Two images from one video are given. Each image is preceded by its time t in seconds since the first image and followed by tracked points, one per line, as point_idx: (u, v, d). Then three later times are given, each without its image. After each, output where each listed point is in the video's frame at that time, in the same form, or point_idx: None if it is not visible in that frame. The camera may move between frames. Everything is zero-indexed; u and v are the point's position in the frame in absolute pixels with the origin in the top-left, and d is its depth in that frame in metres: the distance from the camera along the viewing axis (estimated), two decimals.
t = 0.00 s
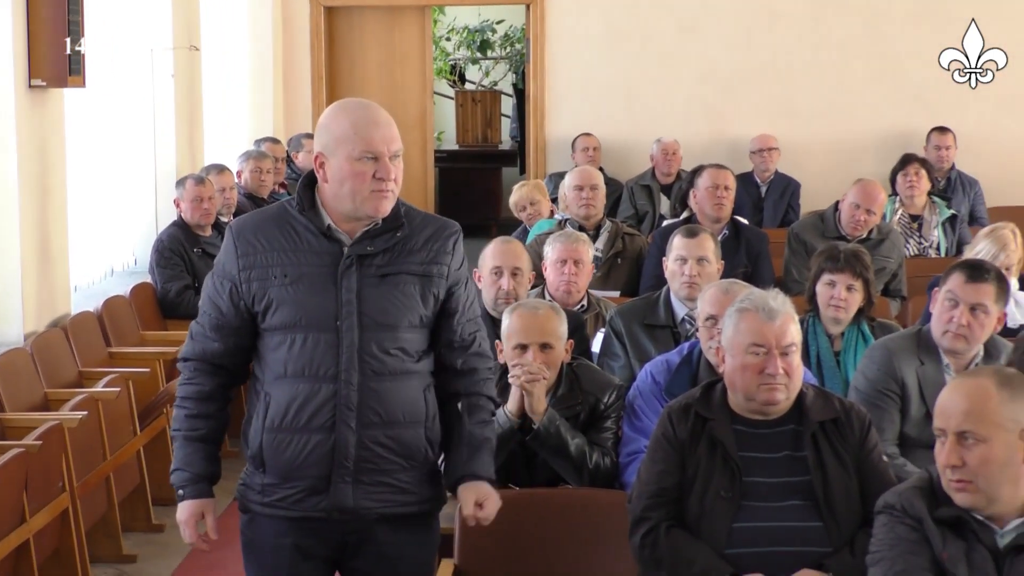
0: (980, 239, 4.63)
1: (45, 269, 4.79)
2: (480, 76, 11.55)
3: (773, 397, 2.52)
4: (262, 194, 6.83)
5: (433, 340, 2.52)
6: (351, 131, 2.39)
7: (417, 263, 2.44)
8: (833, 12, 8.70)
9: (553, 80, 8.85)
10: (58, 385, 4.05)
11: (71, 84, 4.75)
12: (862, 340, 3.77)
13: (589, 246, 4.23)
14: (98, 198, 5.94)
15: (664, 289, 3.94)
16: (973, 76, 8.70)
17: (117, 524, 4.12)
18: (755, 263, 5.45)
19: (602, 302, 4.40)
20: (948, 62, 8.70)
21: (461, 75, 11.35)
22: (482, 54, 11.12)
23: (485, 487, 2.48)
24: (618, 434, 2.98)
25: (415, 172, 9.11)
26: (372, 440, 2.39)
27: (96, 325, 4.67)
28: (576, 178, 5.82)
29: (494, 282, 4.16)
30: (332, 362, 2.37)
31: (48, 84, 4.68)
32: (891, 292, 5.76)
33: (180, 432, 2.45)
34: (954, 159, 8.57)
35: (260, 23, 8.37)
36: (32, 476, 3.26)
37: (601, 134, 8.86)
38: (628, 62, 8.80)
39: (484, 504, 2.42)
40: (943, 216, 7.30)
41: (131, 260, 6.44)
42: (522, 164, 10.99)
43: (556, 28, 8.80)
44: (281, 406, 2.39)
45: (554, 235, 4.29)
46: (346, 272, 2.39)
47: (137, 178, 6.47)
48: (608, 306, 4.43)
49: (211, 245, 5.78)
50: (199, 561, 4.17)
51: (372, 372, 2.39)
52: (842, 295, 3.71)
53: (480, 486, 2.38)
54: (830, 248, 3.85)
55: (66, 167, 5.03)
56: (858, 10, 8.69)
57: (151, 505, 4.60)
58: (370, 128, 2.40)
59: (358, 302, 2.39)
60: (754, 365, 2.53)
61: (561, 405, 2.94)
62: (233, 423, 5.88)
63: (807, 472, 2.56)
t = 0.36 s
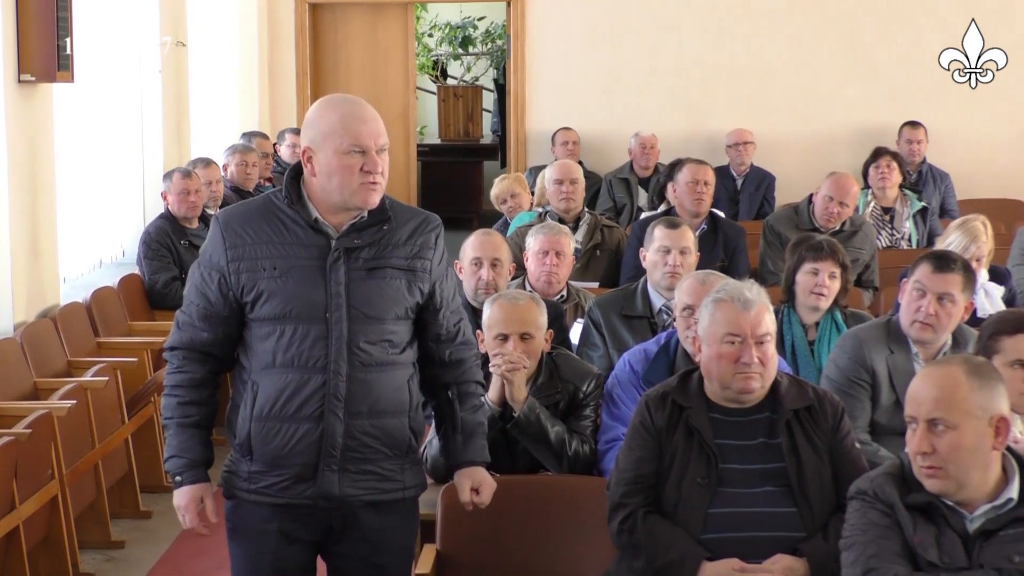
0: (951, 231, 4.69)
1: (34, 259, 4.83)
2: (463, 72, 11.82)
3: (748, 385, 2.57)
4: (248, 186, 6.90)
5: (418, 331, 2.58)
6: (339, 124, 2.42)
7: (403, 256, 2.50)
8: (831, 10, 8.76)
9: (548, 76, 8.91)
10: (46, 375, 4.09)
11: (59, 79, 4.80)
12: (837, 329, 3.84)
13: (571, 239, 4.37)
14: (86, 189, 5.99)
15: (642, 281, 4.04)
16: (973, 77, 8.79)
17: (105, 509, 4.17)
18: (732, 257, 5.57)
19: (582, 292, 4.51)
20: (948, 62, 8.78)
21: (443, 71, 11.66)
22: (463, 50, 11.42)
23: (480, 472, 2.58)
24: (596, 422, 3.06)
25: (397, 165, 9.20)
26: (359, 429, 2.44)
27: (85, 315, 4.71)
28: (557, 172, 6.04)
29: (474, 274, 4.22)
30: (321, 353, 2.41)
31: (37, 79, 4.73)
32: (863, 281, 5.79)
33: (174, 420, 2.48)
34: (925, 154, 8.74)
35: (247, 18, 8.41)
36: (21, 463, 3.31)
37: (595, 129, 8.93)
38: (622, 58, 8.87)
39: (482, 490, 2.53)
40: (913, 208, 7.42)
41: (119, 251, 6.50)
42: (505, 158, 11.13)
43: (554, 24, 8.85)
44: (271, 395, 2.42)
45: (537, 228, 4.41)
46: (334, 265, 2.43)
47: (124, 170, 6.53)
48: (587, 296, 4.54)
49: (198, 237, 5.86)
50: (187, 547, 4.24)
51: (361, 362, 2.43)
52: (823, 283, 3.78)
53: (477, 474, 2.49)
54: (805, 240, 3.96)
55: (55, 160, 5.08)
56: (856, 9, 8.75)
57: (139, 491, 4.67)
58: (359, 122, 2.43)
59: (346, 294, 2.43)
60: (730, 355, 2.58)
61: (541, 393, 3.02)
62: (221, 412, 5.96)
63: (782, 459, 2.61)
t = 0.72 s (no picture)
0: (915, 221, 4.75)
1: (18, 252, 4.86)
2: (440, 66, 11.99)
3: (720, 372, 2.63)
4: (229, 178, 6.98)
5: (394, 320, 2.64)
6: (316, 115, 2.47)
7: (379, 246, 2.55)
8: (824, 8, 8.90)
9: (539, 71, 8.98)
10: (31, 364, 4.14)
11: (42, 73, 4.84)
12: (806, 318, 3.97)
13: (547, 230, 4.44)
14: (70, 181, 6.02)
15: (616, 270, 4.13)
16: (973, 77, 8.98)
17: (89, 496, 4.22)
18: (703, 252, 5.79)
19: (557, 283, 4.61)
20: (948, 62, 8.96)
21: (421, 65, 11.68)
22: (440, 44, 11.69)
23: (446, 454, 2.62)
24: (572, 410, 3.16)
25: (376, 158, 9.25)
26: (338, 416, 2.49)
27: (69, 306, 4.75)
28: (532, 163, 6.16)
29: (452, 263, 4.28)
30: (302, 341, 2.46)
31: (21, 73, 4.77)
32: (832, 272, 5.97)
33: (157, 409, 2.52)
34: (892, 146, 8.85)
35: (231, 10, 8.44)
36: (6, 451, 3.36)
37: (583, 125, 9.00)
38: (614, 55, 8.95)
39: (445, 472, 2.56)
40: (880, 200, 7.54)
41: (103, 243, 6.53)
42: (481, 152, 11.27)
43: (546, 20, 8.93)
44: (252, 384, 2.46)
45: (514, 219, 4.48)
46: (313, 255, 2.48)
47: (106, 162, 6.57)
48: (562, 287, 4.64)
49: (180, 228, 5.94)
50: (171, 532, 4.30)
51: (340, 351, 2.48)
52: (792, 272, 3.91)
53: (439, 456, 2.54)
54: (776, 230, 4.07)
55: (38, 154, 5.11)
56: (848, 7, 8.90)
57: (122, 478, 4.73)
58: (335, 113, 2.49)
59: (325, 284, 2.48)
60: (702, 343, 2.63)
61: (517, 381, 3.11)
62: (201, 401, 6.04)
63: (752, 444, 2.67)
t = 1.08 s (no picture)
0: (904, 220, 4.80)
1: (21, 250, 4.91)
2: (435, 68, 12.10)
3: (710, 368, 2.68)
4: (229, 179, 7.03)
5: (391, 318, 2.69)
6: (314, 117, 2.53)
7: (376, 245, 2.60)
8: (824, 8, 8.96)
9: (538, 71, 9.05)
10: (34, 360, 4.19)
11: (45, 76, 4.90)
12: (794, 316, 4.05)
13: (541, 229, 4.50)
14: (73, 183, 6.07)
15: (608, 269, 4.20)
16: (973, 77, 9.03)
17: (91, 490, 4.28)
18: (693, 251, 5.91)
19: (550, 281, 4.68)
20: (948, 62, 9.01)
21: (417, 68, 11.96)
22: (436, 47, 11.79)
23: (448, 454, 2.68)
24: (565, 405, 3.23)
25: (372, 159, 9.30)
26: (336, 411, 2.55)
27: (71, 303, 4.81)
28: (526, 163, 6.19)
29: (447, 261, 4.33)
30: (300, 338, 2.51)
31: (24, 75, 4.83)
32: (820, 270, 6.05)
33: (158, 404, 2.57)
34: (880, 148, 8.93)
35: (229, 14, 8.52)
36: (12, 444, 3.42)
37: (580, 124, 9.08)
38: (613, 55, 9.01)
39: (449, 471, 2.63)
40: (868, 200, 7.60)
41: (105, 242, 6.58)
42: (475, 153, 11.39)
43: (546, 20, 8.99)
44: (252, 380, 2.52)
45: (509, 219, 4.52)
46: (311, 254, 2.53)
47: (110, 164, 6.63)
48: (556, 285, 4.71)
49: (181, 228, 5.99)
50: (171, 526, 4.35)
51: (338, 348, 2.54)
52: (778, 271, 3.98)
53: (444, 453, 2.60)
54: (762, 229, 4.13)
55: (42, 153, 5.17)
56: (848, 7, 8.96)
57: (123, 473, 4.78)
58: (333, 115, 2.54)
59: (323, 282, 2.53)
60: (692, 340, 2.69)
61: (511, 377, 3.17)
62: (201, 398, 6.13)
63: (742, 438, 2.73)
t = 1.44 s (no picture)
0: (878, 218, 4.88)
1: (10, 247, 4.96)
2: (420, 69, 12.22)
3: (687, 362, 2.74)
4: (217, 177, 7.08)
5: (375, 313, 2.75)
6: (301, 117, 2.58)
7: (362, 242, 2.66)
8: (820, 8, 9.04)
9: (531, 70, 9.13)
10: (24, 355, 4.24)
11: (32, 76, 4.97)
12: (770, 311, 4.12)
13: (522, 226, 4.56)
14: (63, 181, 6.12)
15: (588, 264, 4.28)
16: (973, 77, 9.10)
17: (82, 482, 4.33)
18: (671, 246, 5.99)
19: (531, 276, 4.76)
20: (948, 62, 9.09)
21: (401, 68, 12.07)
22: (419, 48, 11.91)
23: (426, 448, 2.75)
24: (545, 398, 3.31)
25: (358, 157, 9.36)
26: (323, 405, 2.60)
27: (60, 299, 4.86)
28: (506, 162, 6.28)
29: (432, 255, 4.39)
30: (287, 333, 2.56)
31: (15, 75, 4.88)
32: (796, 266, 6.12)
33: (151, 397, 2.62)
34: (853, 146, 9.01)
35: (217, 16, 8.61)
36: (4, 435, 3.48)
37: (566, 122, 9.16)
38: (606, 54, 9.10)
39: (425, 464, 2.70)
40: (841, 198, 7.69)
41: (95, 238, 6.64)
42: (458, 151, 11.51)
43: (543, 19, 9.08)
44: (241, 374, 2.57)
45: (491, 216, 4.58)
46: (298, 251, 2.58)
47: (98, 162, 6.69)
48: (537, 280, 4.79)
49: (169, 224, 6.03)
50: (159, 517, 4.40)
51: (325, 342, 2.59)
52: (750, 268, 4.07)
53: (419, 448, 2.68)
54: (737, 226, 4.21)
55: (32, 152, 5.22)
56: (846, 8, 9.04)
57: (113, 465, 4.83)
58: (320, 116, 2.59)
59: (310, 279, 2.59)
60: (670, 335, 2.75)
61: (493, 372, 3.25)
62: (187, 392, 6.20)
63: (719, 431, 2.79)
